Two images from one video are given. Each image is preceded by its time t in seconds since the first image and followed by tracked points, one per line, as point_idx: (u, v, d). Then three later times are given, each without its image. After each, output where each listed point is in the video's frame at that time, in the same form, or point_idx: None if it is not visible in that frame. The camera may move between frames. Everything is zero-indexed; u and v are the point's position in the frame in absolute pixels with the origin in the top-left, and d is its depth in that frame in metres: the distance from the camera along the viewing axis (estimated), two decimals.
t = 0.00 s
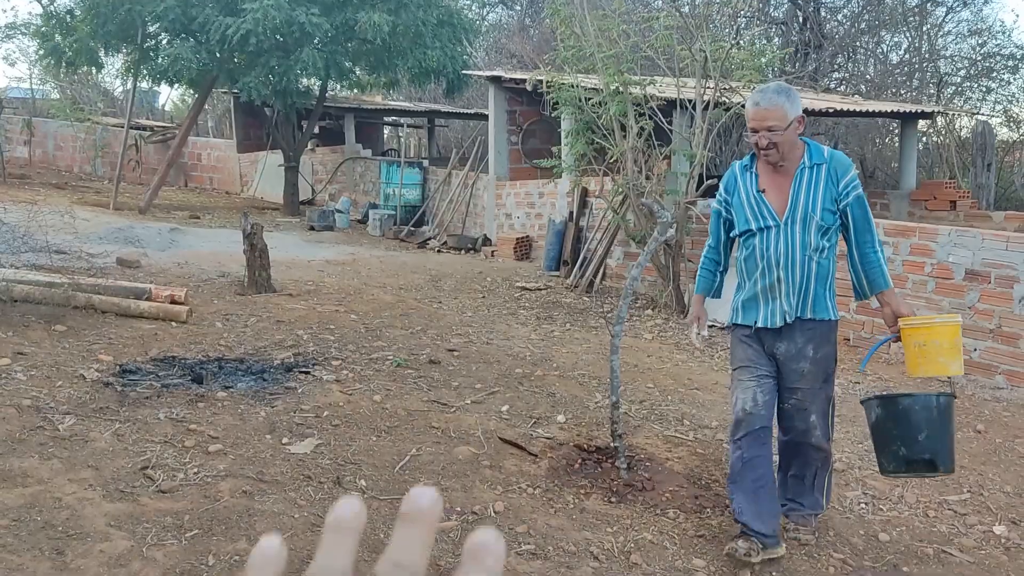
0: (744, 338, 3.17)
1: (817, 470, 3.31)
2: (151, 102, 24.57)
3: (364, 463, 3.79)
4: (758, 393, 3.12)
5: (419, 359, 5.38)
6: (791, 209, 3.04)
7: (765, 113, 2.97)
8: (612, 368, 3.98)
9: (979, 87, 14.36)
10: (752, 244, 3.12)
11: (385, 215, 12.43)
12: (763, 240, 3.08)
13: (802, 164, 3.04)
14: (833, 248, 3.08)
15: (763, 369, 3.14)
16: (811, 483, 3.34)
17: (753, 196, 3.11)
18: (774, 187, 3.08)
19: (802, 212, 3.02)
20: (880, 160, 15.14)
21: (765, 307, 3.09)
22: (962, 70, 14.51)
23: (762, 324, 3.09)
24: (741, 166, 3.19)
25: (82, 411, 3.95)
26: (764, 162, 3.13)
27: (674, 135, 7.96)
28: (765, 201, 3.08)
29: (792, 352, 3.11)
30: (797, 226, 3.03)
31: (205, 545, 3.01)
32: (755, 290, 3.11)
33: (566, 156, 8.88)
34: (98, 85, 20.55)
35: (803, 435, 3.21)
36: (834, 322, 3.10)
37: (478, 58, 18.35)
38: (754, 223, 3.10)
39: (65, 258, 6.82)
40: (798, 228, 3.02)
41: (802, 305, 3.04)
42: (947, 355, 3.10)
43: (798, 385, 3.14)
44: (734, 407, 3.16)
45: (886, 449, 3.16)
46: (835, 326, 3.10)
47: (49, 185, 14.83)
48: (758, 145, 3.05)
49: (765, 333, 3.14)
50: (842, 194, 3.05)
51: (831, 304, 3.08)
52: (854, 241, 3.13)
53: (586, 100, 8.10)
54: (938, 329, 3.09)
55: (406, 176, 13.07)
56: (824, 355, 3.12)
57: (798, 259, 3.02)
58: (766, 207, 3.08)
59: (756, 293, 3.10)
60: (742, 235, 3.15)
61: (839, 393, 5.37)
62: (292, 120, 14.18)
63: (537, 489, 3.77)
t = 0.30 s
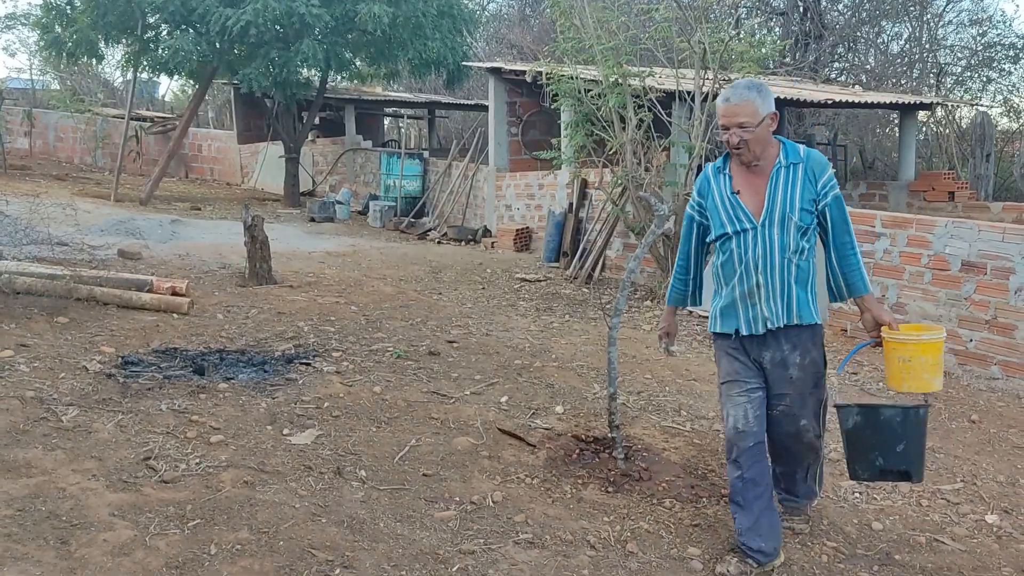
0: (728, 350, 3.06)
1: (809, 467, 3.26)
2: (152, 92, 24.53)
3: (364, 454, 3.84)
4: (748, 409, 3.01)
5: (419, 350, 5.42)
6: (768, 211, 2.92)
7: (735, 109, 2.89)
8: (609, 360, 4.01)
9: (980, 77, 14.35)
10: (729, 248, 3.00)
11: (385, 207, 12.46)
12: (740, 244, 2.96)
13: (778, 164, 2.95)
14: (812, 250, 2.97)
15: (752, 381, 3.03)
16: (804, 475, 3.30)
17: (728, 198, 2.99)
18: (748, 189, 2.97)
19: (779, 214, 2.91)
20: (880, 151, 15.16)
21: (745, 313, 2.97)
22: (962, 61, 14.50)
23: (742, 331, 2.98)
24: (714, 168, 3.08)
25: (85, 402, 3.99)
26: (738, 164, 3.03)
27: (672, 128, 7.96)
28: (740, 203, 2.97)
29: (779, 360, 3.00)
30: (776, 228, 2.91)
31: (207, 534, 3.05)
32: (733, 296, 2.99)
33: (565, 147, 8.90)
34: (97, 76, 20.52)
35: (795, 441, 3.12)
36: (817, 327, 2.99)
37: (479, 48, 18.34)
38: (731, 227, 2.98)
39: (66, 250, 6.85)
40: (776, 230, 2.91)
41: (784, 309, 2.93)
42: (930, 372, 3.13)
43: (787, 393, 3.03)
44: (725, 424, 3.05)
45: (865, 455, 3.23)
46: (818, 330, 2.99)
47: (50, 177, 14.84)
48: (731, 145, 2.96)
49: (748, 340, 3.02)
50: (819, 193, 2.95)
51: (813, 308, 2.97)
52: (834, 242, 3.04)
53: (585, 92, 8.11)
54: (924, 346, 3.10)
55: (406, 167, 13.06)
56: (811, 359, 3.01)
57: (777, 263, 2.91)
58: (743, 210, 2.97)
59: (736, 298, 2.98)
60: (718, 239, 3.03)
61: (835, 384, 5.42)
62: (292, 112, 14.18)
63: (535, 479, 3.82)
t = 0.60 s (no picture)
0: (689, 344, 3.01)
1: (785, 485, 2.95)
2: (158, 85, 24.63)
3: (360, 442, 3.90)
4: (707, 407, 3.02)
5: (417, 340, 5.47)
6: (727, 198, 2.83)
7: (700, 86, 2.80)
8: (603, 350, 4.05)
9: (986, 67, 14.27)
10: (690, 237, 2.93)
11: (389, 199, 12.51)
12: (699, 232, 2.88)
13: (740, 150, 2.85)
14: (774, 240, 2.86)
15: (711, 377, 2.99)
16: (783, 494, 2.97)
17: (689, 185, 2.91)
18: (710, 175, 2.89)
19: (738, 202, 2.82)
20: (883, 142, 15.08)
21: (703, 304, 2.89)
22: (968, 51, 14.42)
23: (699, 323, 2.90)
24: (679, 154, 3.00)
25: (86, 391, 4.06)
26: (703, 149, 2.94)
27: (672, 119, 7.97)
28: (701, 189, 2.88)
29: (734, 355, 2.88)
30: (734, 217, 2.82)
31: (203, 520, 3.12)
32: (693, 287, 2.92)
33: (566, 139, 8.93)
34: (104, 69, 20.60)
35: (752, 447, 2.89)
36: (781, 322, 2.85)
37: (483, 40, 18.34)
38: (690, 215, 2.90)
39: (71, 242, 6.93)
40: (734, 218, 2.82)
41: (741, 301, 2.82)
42: (899, 375, 2.90)
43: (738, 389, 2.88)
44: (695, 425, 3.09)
45: (819, 456, 3.06)
46: (782, 324, 2.86)
47: (56, 169, 14.94)
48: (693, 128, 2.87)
49: (706, 334, 2.94)
50: (783, 181, 2.84)
51: (775, 302, 2.84)
52: (800, 234, 2.90)
53: (585, 84, 8.11)
54: (895, 351, 2.87)
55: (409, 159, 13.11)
56: (769, 355, 2.84)
57: (733, 253, 2.82)
58: (703, 196, 2.88)
59: (694, 289, 2.91)
60: (678, 228, 2.95)
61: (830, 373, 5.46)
62: (296, 104, 14.23)
63: (528, 467, 3.87)
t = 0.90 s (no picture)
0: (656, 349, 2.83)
1: (705, 519, 2.63)
2: (173, 79, 24.83)
3: (361, 428, 3.97)
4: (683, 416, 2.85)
5: (421, 330, 5.54)
6: (683, 200, 2.59)
7: (665, 80, 2.57)
8: (601, 339, 4.10)
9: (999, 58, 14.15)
10: (650, 239, 2.72)
11: (398, 191, 12.58)
12: (657, 236, 2.66)
13: (701, 149, 2.60)
14: (737, 246, 2.60)
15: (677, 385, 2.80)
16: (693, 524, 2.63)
17: (649, 185, 2.70)
18: (672, 175, 2.65)
19: (693, 205, 2.57)
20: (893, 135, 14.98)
21: (660, 311, 2.69)
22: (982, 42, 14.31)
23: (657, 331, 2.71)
24: (648, 151, 2.78)
25: (95, 378, 4.16)
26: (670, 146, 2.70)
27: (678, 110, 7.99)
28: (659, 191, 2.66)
29: (689, 363, 2.68)
30: (689, 220, 2.58)
31: (207, 502, 3.20)
32: (653, 292, 2.72)
33: (572, 131, 8.97)
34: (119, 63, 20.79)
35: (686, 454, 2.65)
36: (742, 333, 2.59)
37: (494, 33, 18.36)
38: (649, 216, 2.68)
39: (84, 233, 7.04)
40: (689, 222, 2.58)
41: (695, 310, 2.59)
42: (842, 401, 2.73)
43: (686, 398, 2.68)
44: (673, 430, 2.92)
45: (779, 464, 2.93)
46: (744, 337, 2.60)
47: (71, 162, 15.11)
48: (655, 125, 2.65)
49: (668, 341, 2.74)
50: (747, 182, 2.57)
51: (736, 312, 2.59)
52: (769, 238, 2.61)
53: (591, 76, 8.16)
54: (838, 378, 2.70)
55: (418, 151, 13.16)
56: (719, 365, 2.60)
57: (688, 258, 2.59)
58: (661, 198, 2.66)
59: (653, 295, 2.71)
60: (640, 230, 2.75)
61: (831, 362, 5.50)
62: (307, 98, 14.32)
63: (527, 453, 3.93)
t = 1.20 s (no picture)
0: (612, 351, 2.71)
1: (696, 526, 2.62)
2: (196, 74, 25.03)
3: (376, 416, 4.05)
4: (610, 423, 2.71)
5: (437, 321, 5.61)
6: (645, 197, 2.52)
7: (629, 70, 2.47)
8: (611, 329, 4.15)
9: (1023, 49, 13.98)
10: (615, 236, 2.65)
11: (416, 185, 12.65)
12: (621, 233, 2.60)
13: (668, 144, 2.51)
14: (702, 247, 2.50)
15: (630, 386, 2.67)
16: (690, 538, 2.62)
17: (617, 180, 2.63)
18: (639, 170, 2.57)
19: (654, 203, 2.49)
20: (915, 127, 14.83)
21: (621, 311, 2.62)
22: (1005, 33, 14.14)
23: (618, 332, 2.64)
24: (620, 144, 2.69)
25: (117, 366, 4.26)
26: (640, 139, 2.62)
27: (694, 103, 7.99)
28: (625, 186, 2.59)
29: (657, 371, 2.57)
30: (650, 219, 2.50)
31: (224, 486, 3.29)
32: (615, 291, 2.65)
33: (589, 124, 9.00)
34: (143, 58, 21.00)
35: (671, 473, 2.59)
36: (705, 339, 2.50)
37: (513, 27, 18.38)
38: (613, 212, 2.61)
39: (107, 226, 7.16)
40: (651, 221, 2.50)
41: (655, 311, 2.52)
42: (797, 414, 2.54)
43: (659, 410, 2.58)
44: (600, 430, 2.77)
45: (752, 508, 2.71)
46: (710, 343, 2.51)
47: (95, 157, 15.31)
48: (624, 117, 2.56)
49: (629, 344, 2.65)
50: (711, 181, 2.47)
51: (698, 316, 2.50)
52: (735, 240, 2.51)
53: (608, 69, 8.20)
54: (789, 384, 2.51)
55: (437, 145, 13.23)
56: (694, 375, 2.51)
57: (648, 258, 2.51)
58: (627, 194, 2.59)
59: (614, 293, 2.64)
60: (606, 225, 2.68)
61: (844, 354, 5.51)
62: (327, 92, 14.43)
63: (538, 441, 3.99)
